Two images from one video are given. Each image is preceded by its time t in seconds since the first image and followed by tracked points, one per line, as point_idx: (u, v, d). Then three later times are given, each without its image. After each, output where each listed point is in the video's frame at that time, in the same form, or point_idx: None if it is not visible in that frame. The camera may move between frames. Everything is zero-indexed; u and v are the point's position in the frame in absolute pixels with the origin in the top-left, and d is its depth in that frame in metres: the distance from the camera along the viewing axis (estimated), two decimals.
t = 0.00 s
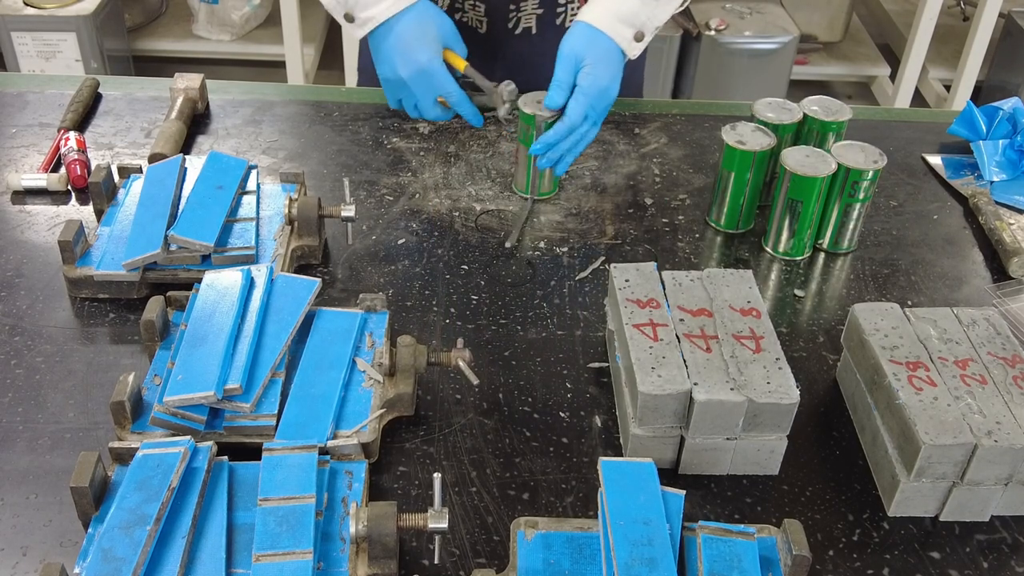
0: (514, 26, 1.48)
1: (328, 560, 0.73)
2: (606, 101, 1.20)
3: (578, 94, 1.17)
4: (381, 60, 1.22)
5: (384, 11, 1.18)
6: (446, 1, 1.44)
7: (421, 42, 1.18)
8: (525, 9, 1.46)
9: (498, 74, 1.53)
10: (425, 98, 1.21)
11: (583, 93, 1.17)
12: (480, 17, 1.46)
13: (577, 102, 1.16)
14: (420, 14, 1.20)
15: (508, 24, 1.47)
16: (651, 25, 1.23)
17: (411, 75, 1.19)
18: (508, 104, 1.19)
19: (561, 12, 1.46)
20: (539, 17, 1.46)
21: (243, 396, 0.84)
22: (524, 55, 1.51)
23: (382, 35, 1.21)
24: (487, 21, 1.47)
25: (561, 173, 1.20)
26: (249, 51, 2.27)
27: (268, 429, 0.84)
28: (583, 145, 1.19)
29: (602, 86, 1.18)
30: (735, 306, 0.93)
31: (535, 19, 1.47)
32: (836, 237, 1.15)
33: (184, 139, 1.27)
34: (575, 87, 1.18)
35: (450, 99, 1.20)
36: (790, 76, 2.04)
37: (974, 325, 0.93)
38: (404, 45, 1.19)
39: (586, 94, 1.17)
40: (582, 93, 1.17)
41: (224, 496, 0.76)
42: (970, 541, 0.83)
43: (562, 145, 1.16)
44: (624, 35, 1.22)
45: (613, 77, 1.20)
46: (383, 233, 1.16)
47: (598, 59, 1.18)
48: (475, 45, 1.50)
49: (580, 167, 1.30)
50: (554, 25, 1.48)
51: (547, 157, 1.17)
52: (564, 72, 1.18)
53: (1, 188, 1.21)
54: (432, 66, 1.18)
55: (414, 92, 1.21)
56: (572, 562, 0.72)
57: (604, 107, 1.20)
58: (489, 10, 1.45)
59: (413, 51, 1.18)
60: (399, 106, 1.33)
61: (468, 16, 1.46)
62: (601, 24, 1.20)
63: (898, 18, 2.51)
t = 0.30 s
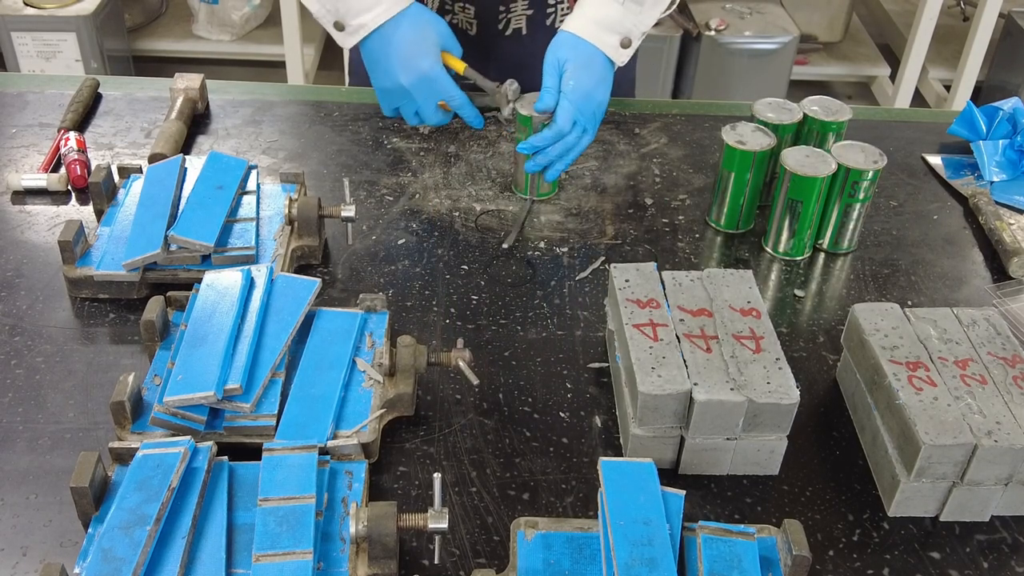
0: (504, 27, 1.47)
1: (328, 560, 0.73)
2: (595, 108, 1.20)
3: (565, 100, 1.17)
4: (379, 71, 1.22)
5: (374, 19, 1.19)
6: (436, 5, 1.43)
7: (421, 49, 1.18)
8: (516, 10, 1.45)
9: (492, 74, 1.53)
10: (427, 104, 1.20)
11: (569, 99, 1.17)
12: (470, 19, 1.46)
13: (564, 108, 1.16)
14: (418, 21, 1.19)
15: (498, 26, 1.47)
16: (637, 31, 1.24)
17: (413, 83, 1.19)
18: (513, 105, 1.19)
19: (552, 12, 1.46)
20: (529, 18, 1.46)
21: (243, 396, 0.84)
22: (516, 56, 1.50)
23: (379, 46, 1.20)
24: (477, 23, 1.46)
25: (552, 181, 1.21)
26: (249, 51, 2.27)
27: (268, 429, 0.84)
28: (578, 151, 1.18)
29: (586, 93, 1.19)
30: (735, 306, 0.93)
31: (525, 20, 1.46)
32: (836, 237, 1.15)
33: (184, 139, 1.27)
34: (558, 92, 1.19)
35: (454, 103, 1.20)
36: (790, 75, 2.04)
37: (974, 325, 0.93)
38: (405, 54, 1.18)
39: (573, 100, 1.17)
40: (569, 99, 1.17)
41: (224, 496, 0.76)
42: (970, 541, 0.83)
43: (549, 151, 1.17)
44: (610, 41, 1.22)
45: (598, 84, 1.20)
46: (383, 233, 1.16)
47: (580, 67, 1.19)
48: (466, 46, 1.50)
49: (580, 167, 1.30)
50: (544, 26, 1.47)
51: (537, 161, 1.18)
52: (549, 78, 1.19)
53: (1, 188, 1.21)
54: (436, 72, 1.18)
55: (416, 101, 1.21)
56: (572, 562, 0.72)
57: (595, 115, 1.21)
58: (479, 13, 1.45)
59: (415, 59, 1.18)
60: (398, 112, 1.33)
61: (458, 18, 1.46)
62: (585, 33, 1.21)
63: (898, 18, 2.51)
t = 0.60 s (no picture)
0: (498, 30, 1.47)
1: (328, 560, 0.73)
2: (593, 109, 1.19)
3: (564, 105, 1.16)
4: (379, 85, 1.20)
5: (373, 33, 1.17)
6: (428, 9, 1.43)
7: (420, 60, 1.17)
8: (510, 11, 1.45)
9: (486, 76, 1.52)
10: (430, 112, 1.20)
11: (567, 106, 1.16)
12: (463, 22, 1.46)
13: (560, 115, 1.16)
14: (414, 31, 1.18)
15: (492, 29, 1.47)
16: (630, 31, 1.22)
17: (416, 94, 1.18)
18: (513, 106, 1.19)
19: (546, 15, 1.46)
20: (523, 20, 1.46)
21: (243, 396, 0.84)
22: (509, 60, 1.50)
23: (376, 58, 1.19)
24: (470, 26, 1.46)
25: (549, 180, 1.21)
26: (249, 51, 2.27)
27: (268, 429, 0.84)
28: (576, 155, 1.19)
29: (583, 95, 1.17)
30: (735, 306, 0.93)
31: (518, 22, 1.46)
32: (836, 237, 1.15)
33: (184, 139, 1.27)
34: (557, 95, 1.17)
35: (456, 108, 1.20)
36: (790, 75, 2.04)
37: (974, 325, 0.93)
38: (404, 66, 1.17)
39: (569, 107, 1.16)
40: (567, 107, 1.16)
41: (224, 496, 0.76)
42: (970, 541, 0.83)
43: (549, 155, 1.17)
44: (605, 43, 1.21)
45: (594, 84, 1.19)
46: (383, 233, 1.16)
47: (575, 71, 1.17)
48: (460, 49, 1.50)
49: (580, 167, 1.30)
50: (538, 28, 1.47)
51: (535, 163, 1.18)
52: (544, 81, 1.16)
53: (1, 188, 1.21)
54: (437, 82, 1.17)
55: (418, 111, 1.21)
56: (572, 562, 0.72)
57: (594, 116, 1.20)
58: (472, 15, 1.45)
59: (415, 70, 1.17)
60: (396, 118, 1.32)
61: (450, 22, 1.46)
62: (577, 35, 1.20)
63: (898, 18, 2.51)
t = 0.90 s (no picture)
0: (488, 33, 1.46)
1: (328, 560, 0.73)
2: (589, 119, 1.15)
3: (554, 116, 1.14)
4: (376, 94, 1.19)
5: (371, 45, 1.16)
6: (418, 11, 1.43)
7: (416, 63, 1.16)
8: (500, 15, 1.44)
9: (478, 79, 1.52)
10: (428, 115, 1.19)
11: (559, 124, 1.14)
12: (453, 26, 1.45)
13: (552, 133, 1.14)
14: (408, 36, 1.17)
15: (482, 32, 1.46)
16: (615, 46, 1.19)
17: (413, 99, 1.16)
18: (513, 107, 1.18)
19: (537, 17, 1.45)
20: (513, 23, 1.45)
21: (243, 396, 0.84)
22: (499, 62, 1.49)
23: (371, 68, 1.18)
24: (461, 29, 1.45)
25: (547, 181, 1.21)
26: (249, 51, 2.27)
27: (269, 429, 0.84)
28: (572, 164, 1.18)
29: (575, 106, 1.14)
30: (735, 306, 0.92)
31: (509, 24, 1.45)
32: (836, 237, 1.15)
33: (184, 139, 1.27)
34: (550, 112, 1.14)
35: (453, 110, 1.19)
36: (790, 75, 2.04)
37: (974, 325, 0.93)
38: (400, 70, 1.16)
39: (560, 124, 1.14)
40: (559, 123, 1.14)
41: (224, 496, 0.76)
42: (970, 541, 0.83)
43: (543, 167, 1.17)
44: (588, 61, 1.17)
45: (586, 95, 1.15)
46: (383, 233, 1.16)
47: (565, 86, 1.15)
48: (451, 53, 1.49)
49: (580, 167, 1.30)
50: (529, 31, 1.46)
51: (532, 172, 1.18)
52: (538, 99, 1.14)
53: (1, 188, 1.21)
54: (434, 83, 1.16)
55: (417, 115, 1.19)
56: (572, 562, 0.72)
57: (591, 125, 1.16)
58: (462, 19, 1.44)
59: (411, 74, 1.16)
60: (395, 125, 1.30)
61: (441, 25, 1.45)
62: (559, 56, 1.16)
63: (898, 18, 2.51)
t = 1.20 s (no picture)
0: (480, 35, 1.45)
1: (328, 560, 0.73)
2: (593, 122, 1.15)
3: (557, 117, 1.14)
4: (370, 102, 1.18)
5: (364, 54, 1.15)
6: (410, 14, 1.46)
7: (409, 68, 1.16)
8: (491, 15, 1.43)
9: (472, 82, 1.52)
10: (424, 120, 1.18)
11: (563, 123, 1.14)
12: (445, 27, 1.45)
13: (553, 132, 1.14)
14: (399, 42, 1.16)
15: (474, 33, 1.45)
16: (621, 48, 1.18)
17: (407, 104, 1.16)
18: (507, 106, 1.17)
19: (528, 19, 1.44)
20: (505, 25, 1.44)
21: (243, 396, 0.84)
22: (497, 62, 1.49)
23: (364, 76, 1.17)
24: (452, 31, 1.45)
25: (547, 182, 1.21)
26: (249, 51, 2.27)
27: (269, 429, 0.84)
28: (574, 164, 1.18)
29: (578, 108, 1.13)
30: (735, 306, 0.92)
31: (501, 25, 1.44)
32: (836, 237, 1.15)
33: (184, 140, 1.27)
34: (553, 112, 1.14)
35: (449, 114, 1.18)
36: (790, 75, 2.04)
37: (974, 325, 0.93)
38: (393, 76, 1.15)
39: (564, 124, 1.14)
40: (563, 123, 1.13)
41: (224, 496, 0.76)
42: (970, 541, 0.83)
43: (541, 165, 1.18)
44: (594, 63, 1.17)
45: (591, 97, 1.15)
46: (383, 233, 1.16)
47: (570, 86, 1.14)
48: (451, 53, 1.49)
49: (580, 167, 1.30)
50: (521, 33, 1.45)
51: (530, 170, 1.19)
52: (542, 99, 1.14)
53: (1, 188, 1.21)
54: (426, 88, 1.15)
55: (412, 121, 1.18)
56: (572, 562, 0.72)
57: (594, 128, 1.16)
58: (453, 21, 1.44)
59: (404, 79, 1.15)
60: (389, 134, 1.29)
61: (434, 26, 1.46)
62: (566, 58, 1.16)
63: (898, 18, 2.51)
